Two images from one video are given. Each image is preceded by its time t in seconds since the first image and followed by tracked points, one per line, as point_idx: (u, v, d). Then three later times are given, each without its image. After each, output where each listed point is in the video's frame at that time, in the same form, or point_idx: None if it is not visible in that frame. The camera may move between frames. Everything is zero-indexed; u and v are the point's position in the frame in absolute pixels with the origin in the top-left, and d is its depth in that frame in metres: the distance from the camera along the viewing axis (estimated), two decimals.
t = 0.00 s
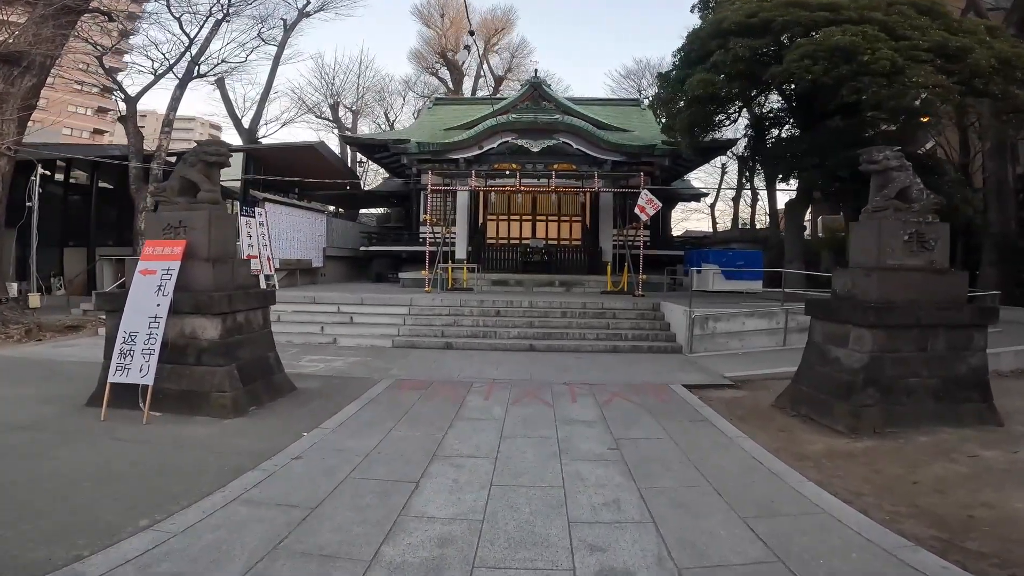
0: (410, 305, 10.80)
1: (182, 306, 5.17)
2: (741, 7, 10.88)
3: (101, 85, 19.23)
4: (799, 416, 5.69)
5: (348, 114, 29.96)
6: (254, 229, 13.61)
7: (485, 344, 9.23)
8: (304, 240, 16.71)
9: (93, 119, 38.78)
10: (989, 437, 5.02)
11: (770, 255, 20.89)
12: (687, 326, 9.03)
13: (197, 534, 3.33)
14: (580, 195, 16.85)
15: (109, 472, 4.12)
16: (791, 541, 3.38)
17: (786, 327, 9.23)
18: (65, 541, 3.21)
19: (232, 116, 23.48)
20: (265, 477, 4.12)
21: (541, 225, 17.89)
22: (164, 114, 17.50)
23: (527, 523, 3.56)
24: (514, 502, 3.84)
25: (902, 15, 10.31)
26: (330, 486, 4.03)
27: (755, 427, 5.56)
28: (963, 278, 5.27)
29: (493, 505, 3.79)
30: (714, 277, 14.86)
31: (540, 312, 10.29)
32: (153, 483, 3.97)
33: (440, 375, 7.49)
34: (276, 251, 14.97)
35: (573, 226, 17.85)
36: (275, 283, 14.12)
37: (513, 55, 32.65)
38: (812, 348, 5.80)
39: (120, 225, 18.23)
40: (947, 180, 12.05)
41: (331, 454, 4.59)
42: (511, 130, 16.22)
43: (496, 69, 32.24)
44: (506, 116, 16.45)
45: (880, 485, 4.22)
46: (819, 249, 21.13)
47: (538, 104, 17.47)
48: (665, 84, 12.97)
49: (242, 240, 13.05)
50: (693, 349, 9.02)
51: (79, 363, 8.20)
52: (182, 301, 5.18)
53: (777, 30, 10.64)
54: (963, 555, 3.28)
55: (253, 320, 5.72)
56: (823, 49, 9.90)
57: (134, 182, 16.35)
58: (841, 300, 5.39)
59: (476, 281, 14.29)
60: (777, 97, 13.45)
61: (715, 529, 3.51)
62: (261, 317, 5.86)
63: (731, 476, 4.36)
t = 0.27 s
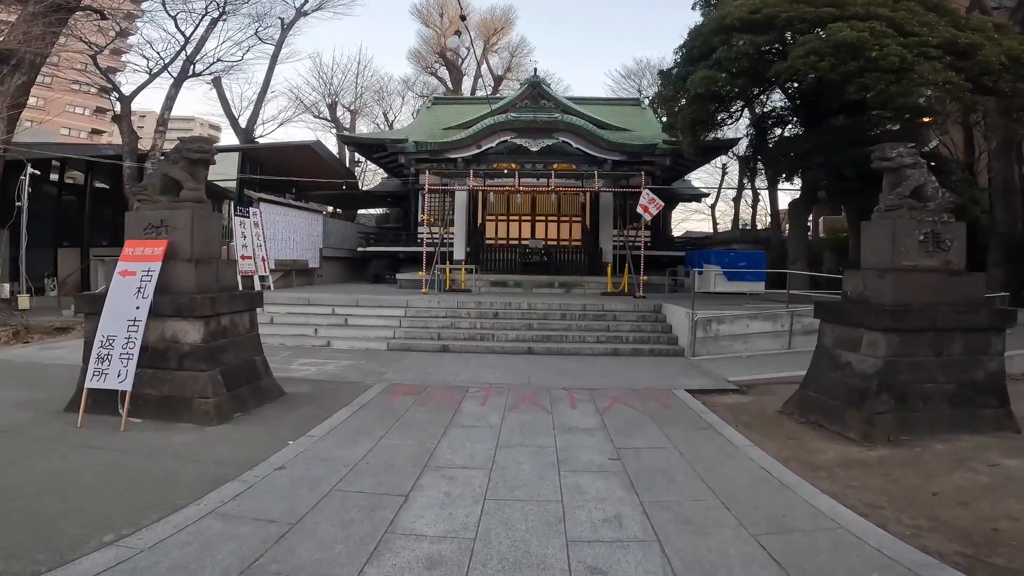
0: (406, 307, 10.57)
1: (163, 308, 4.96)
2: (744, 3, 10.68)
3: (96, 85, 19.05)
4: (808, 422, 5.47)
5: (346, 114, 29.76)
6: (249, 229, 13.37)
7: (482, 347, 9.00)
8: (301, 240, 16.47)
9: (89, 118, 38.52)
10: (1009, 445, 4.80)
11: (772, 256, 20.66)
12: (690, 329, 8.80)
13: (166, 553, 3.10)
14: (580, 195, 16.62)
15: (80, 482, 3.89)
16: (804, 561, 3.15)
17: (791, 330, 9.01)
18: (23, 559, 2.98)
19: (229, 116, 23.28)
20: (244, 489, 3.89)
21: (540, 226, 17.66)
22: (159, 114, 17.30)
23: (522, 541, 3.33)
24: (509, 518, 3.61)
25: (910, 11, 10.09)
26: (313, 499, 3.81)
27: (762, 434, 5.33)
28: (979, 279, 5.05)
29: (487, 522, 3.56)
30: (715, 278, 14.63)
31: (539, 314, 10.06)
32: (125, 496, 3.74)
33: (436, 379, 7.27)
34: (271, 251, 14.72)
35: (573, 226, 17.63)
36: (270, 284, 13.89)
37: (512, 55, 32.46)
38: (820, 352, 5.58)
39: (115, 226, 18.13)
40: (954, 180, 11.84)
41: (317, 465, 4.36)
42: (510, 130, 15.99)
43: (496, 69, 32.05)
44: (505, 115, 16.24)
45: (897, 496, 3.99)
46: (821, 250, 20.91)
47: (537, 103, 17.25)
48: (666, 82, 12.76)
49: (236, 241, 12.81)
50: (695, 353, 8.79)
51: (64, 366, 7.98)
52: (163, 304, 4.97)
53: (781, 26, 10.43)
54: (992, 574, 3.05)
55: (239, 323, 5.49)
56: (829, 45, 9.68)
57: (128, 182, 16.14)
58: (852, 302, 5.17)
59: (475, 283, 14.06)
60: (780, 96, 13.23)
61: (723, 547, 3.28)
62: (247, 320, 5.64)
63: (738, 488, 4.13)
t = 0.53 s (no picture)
0: (402, 309, 10.35)
1: (142, 312, 4.77)
2: None
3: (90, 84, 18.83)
4: (819, 431, 5.24)
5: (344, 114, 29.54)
6: (243, 230, 13.13)
7: (479, 350, 8.77)
8: (297, 241, 16.24)
9: (85, 119, 38.27)
10: None
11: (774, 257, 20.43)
12: (692, 332, 8.56)
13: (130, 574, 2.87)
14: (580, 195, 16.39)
15: (47, 496, 3.66)
16: None
17: (796, 333, 8.78)
18: None
19: (225, 115, 23.07)
20: (222, 504, 3.67)
21: (539, 226, 17.43)
22: (153, 113, 17.09)
23: (517, 564, 3.10)
24: (504, 538, 3.38)
25: (919, 7, 9.84)
26: (295, 515, 3.58)
27: (770, 443, 5.10)
28: (998, 283, 4.83)
29: (480, 542, 3.33)
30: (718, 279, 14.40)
31: (537, 317, 9.83)
32: (94, 510, 3.52)
33: (431, 385, 7.04)
34: (266, 253, 14.49)
35: (573, 227, 17.40)
36: (265, 286, 13.66)
37: (512, 55, 32.28)
38: (831, 357, 5.36)
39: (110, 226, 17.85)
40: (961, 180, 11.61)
41: (302, 478, 4.13)
42: (509, 129, 15.76)
43: (495, 68, 31.87)
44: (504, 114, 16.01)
45: (917, 510, 3.77)
46: (824, 250, 20.68)
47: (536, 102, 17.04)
48: (668, 81, 12.54)
49: (229, 242, 12.57)
50: (698, 357, 8.55)
51: (48, 371, 7.73)
52: (142, 308, 4.77)
53: (786, 23, 10.21)
54: None
55: (223, 328, 5.27)
56: (837, 41, 9.45)
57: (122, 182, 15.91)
58: (865, 306, 4.95)
59: (473, 284, 13.84)
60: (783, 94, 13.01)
61: (732, 570, 3.06)
62: (233, 325, 5.43)
63: (747, 503, 3.90)
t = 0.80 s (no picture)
0: (398, 311, 10.12)
1: (121, 315, 4.57)
2: None
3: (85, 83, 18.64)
4: (832, 438, 5.02)
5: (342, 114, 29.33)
6: (237, 230, 12.91)
7: (477, 353, 8.55)
8: (293, 241, 16.00)
9: (82, 119, 38.02)
10: None
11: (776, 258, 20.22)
12: (696, 334, 8.33)
13: None
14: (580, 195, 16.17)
15: (14, 508, 3.45)
16: None
17: (803, 336, 8.55)
18: None
19: (222, 115, 22.86)
20: (198, 517, 3.45)
21: (539, 227, 17.21)
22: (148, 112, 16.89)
23: None
24: (500, 556, 3.16)
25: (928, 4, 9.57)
26: (277, 530, 3.35)
27: (782, 451, 4.88)
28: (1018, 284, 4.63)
29: (475, 561, 3.11)
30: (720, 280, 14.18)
31: (537, 319, 9.60)
32: (62, 525, 3.30)
33: (427, 389, 6.81)
34: (262, 253, 14.26)
35: (573, 227, 17.17)
36: (260, 287, 13.44)
37: (511, 55, 32.12)
38: (844, 361, 5.15)
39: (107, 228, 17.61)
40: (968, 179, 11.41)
41: (286, 489, 3.91)
42: (508, 127, 15.54)
43: (494, 68, 31.70)
44: (503, 113, 15.79)
45: (942, 523, 3.55)
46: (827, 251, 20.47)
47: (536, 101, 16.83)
48: (670, 78, 12.33)
49: (223, 243, 12.34)
50: (702, 360, 8.33)
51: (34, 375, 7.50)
52: (121, 310, 4.57)
53: (792, 18, 10.01)
54: None
55: (207, 331, 5.07)
56: (844, 36, 9.24)
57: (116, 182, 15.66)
58: (881, 308, 4.74)
59: (471, 285, 13.62)
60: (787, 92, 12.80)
61: None
62: (219, 327, 5.22)
63: (758, 516, 3.68)
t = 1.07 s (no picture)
0: (396, 313, 9.88)
1: (99, 318, 4.38)
2: None
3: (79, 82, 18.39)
4: (848, 445, 4.81)
5: (341, 113, 29.11)
6: (232, 230, 12.67)
7: (477, 357, 8.30)
8: (290, 242, 15.75)
9: (78, 120, 37.70)
10: None
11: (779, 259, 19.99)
12: (701, 337, 8.09)
13: None
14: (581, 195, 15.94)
15: None
16: None
17: (812, 338, 8.32)
18: None
19: (219, 115, 22.64)
20: (175, 533, 3.22)
21: (539, 227, 16.97)
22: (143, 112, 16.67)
23: None
24: None
25: None
26: (260, 548, 3.13)
27: (797, 459, 4.67)
28: None
29: None
30: (724, 282, 13.94)
31: (538, 322, 9.36)
32: (30, 540, 3.08)
33: (424, 394, 6.57)
34: (258, 254, 14.01)
35: (574, 228, 16.94)
36: (256, 288, 13.19)
37: (511, 54, 31.92)
38: (862, 366, 4.93)
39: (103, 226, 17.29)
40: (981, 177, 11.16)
41: (273, 502, 3.68)
42: (508, 126, 15.30)
43: (494, 68, 31.50)
44: (503, 111, 15.55)
45: (975, 539, 3.35)
46: (830, 252, 20.25)
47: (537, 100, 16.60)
48: (673, 76, 12.12)
49: (218, 243, 12.10)
50: (708, 363, 8.09)
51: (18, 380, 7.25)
52: (99, 313, 4.38)
53: (800, 14, 9.79)
54: None
55: (191, 334, 4.85)
56: (856, 32, 9.00)
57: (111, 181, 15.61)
58: (902, 311, 4.52)
59: (471, 286, 13.38)
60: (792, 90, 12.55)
61: None
62: (205, 331, 5.00)
63: (775, 532, 3.45)
